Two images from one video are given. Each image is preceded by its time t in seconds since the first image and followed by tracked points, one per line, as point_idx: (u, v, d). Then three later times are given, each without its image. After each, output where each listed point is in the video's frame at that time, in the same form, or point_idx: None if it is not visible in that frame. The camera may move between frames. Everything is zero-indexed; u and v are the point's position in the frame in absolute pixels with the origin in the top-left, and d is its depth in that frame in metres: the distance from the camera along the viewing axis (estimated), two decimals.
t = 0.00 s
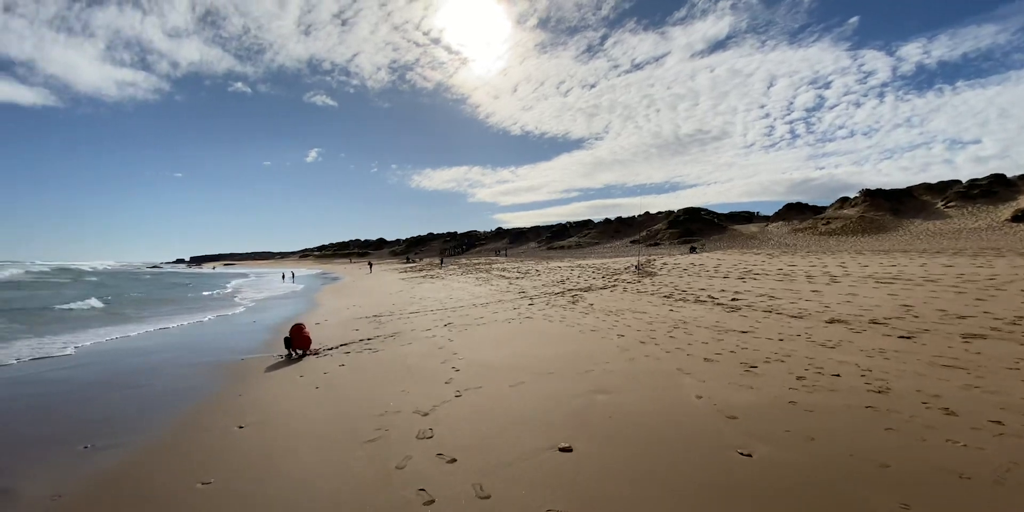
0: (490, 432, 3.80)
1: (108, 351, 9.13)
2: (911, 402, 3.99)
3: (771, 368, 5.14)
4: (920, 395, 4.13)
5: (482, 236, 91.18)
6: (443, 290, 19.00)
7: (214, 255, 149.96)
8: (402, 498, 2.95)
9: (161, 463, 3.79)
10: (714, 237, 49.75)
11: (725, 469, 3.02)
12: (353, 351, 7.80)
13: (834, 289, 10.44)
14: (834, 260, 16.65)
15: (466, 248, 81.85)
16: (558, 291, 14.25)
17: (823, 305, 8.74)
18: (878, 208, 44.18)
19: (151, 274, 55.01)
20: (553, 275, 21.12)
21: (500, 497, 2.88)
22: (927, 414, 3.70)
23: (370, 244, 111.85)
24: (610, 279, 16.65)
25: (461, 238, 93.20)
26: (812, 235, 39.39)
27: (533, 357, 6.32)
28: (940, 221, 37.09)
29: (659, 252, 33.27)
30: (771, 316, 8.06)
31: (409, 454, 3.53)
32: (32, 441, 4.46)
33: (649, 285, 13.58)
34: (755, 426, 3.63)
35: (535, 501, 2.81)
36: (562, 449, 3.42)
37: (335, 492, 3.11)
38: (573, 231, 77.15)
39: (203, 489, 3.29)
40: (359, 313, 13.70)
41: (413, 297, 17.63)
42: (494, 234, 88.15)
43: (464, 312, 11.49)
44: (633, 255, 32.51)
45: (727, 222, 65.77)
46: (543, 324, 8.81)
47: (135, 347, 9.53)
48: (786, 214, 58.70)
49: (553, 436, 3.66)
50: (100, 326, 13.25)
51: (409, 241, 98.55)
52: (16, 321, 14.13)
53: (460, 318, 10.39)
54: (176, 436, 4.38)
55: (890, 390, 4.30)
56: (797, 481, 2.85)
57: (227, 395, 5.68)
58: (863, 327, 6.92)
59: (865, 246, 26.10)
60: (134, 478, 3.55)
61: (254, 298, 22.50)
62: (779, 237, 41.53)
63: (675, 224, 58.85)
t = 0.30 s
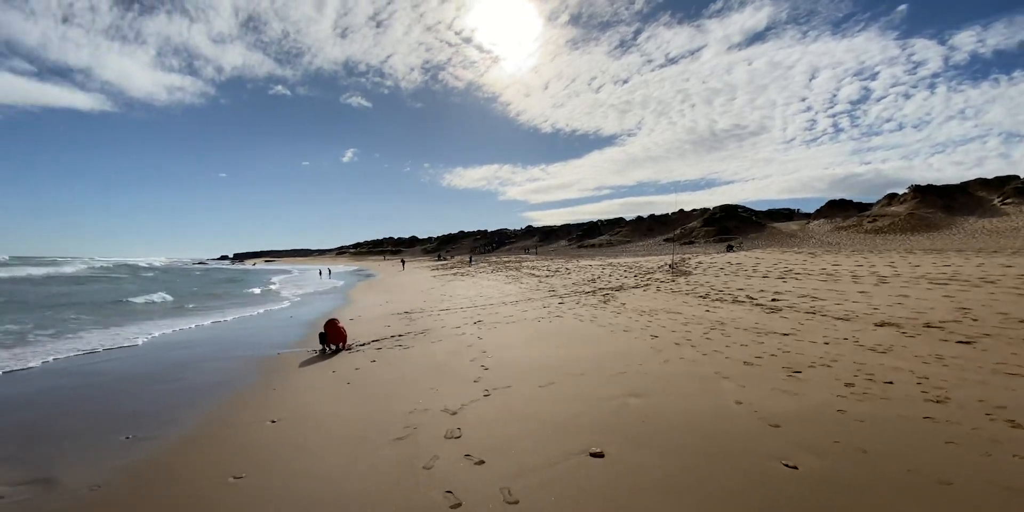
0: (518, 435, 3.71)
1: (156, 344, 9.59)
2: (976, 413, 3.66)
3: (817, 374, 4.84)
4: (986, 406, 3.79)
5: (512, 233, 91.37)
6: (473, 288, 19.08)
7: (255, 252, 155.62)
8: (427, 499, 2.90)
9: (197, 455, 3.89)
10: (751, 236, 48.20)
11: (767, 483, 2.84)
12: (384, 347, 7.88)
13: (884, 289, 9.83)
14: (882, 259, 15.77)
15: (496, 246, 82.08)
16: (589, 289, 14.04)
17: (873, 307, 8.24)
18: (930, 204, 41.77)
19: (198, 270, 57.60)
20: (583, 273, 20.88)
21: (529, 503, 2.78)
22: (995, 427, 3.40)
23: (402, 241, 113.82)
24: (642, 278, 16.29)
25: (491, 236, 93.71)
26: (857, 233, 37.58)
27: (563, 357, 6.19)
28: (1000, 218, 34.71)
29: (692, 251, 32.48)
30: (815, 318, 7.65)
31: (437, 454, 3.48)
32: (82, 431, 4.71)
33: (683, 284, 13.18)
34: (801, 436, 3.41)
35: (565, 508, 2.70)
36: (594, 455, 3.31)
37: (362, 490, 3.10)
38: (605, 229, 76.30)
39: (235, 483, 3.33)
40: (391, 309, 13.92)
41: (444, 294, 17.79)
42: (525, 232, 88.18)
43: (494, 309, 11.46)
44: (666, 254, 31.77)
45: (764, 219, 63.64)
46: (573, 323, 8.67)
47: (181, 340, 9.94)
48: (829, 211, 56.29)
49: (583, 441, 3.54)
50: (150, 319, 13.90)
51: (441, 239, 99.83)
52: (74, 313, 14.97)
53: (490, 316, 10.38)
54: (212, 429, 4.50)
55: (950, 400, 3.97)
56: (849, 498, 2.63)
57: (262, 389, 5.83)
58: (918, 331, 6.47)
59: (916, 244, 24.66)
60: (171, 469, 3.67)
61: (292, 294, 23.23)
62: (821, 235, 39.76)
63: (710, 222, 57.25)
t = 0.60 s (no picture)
0: (552, 436, 3.63)
1: (200, 337, 10.00)
2: None
3: (868, 378, 4.56)
4: None
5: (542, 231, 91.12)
6: (503, 286, 19.09)
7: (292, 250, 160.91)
8: (461, 501, 2.85)
9: (236, 448, 3.99)
10: (789, 233, 46.50)
11: (819, 496, 2.66)
12: (416, 343, 7.94)
13: (939, 289, 9.24)
14: (935, 257, 14.88)
15: (526, 244, 82.00)
16: (620, 288, 13.81)
17: (927, 308, 7.75)
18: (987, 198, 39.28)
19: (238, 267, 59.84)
20: (614, 271, 20.57)
21: (564, 508, 2.70)
22: None
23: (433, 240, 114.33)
24: (676, 276, 15.89)
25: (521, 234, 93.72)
26: (906, 229, 35.69)
27: (596, 357, 6.06)
28: None
29: (727, 248, 31.57)
30: (863, 319, 7.25)
31: (470, 454, 3.44)
32: (131, 422, 4.92)
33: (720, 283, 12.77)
34: (855, 445, 3.19)
35: None
36: (631, 460, 3.20)
37: (395, 488, 3.09)
38: (636, 227, 75.13)
39: (271, 478, 3.36)
40: (422, 306, 14.08)
41: (474, 291, 17.87)
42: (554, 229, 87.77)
43: (524, 307, 11.41)
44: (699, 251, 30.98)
45: (804, 215, 61.23)
46: (605, 322, 8.52)
47: (223, 334, 10.28)
48: (874, 207, 53.69)
49: (619, 445, 3.43)
50: (195, 313, 14.46)
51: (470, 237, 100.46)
52: (126, 307, 15.72)
53: (520, 314, 10.32)
54: (249, 423, 4.61)
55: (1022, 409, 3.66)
56: None
57: (297, 384, 5.95)
58: (979, 334, 6.03)
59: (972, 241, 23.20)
60: (211, 461, 3.76)
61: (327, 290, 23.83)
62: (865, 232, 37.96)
63: (746, 218, 55.59)
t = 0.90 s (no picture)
0: (593, 440, 3.51)
1: (241, 333, 10.26)
2: None
3: (934, 383, 4.23)
4: None
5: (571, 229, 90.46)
6: (533, 283, 18.97)
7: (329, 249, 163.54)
8: (502, 504, 2.77)
9: (276, 443, 4.03)
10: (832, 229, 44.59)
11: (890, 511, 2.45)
12: (448, 341, 7.92)
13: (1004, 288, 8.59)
14: (996, 254, 13.91)
15: (555, 242, 81.54)
16: (654, 286, 13.48)
17: (992, 308, 7.21)
18: None
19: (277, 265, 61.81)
20: (647, 269, 20.14)
21: None
22: None
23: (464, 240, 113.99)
24: (713, 274, 15.39)
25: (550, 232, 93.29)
26: (960, 225, 33.64)
27: (634, 357, 5.87)
28: None
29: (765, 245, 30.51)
30: (920, 320, 6.80)
31: (508, 456, 3.35)
32: (177, 415, 5.06)
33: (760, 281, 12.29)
34: (926, 457, 2.94)
35: None
36: (678, 466, 3.05)
37: (433, 488, 3.03)
38: (668, 224, 73.66)
39: (311, 475, 3.36)
40: (454, 304, 14.12)
41: (504, 289, 17.82)
42: (584, 227, 87.01)
43: (556, 305, 11.26)
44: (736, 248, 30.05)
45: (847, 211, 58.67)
46: (641, 321, 8.29)
47: (263, 330, 10.57)
48: (924, 201, 50.91)
49: (665, 450, 3.28)
50: (237, 309, 14.94)
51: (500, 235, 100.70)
52: (174, 304, 16.42)
53: (552, 312, 10.19)
54: (288, 419, 4.66)
55: None
56: None
57: (334, 381, 6.01)
58: None
59: None
60: (252, 456, 3.80)
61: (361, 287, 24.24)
62: (915, 228, 35.98)
63: (784, 214, 53.65)
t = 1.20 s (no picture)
0: (643, 450, 3.37)
1: (286, 330, 10.57)
2: None
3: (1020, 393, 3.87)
4: None
5: (605, 227, 89.38)
6: (569, 282, 18.77)
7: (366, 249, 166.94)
8: None
9: (322, 441, 4.09)
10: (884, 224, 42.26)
11: None
12: (486, 341, 7.88)
13: None
14: None
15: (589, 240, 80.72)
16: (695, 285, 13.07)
17: None
18: None
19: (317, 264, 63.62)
20: (687, 267, 19.60)
21: None
22: None
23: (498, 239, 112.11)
24: (757, 273, 14.79)
25: (583, 230, 92.44)
26: None
27: (680, 360, 5.65)
28: None
29: (812, 242, 29.20)
30: (996, 322, 6.28)
31: (556, 462, 3.26)
32: (228, 412, 5.21)
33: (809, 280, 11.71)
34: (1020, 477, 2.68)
35: None
36: (737, 479, 2.89)
37: (481, 493, 2.97)
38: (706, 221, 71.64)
39: (357, 476, 3.35)
40: (490, 302, 14.12)
41: (540, 288, 17.72)
42: (619, 224, 85.79)
43: (594, 305, 11.08)
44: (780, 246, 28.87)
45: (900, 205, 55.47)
46: (684, 322, 8.02)
47: (306, 328, 10.83)
48: (988, 194, 47.55)
49: (721, 463, 3.12)
50: (281, 307, 15.42)
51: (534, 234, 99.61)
52: (223, 302, 17.11)
53: (590, 311, 10.02)
54: (333, 418, 4.72)
55: None
56: None
57: (375, 379, 6.07)
58: None
59: None
60: (299, 454, 3.85)
61: (398, 286, 24.65)
62: (979, 222, 33.58)
63: (831, 210, 51.24)
